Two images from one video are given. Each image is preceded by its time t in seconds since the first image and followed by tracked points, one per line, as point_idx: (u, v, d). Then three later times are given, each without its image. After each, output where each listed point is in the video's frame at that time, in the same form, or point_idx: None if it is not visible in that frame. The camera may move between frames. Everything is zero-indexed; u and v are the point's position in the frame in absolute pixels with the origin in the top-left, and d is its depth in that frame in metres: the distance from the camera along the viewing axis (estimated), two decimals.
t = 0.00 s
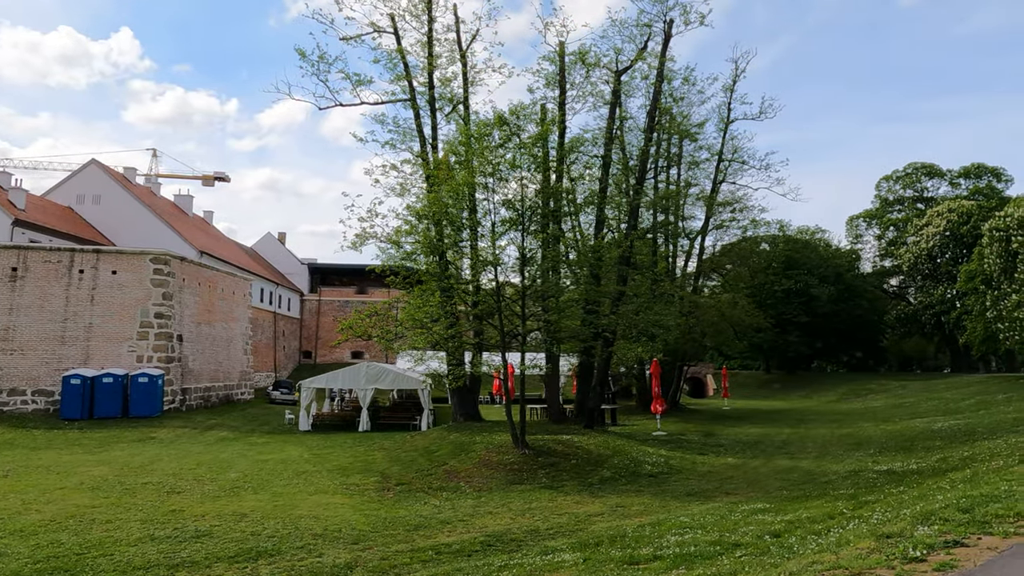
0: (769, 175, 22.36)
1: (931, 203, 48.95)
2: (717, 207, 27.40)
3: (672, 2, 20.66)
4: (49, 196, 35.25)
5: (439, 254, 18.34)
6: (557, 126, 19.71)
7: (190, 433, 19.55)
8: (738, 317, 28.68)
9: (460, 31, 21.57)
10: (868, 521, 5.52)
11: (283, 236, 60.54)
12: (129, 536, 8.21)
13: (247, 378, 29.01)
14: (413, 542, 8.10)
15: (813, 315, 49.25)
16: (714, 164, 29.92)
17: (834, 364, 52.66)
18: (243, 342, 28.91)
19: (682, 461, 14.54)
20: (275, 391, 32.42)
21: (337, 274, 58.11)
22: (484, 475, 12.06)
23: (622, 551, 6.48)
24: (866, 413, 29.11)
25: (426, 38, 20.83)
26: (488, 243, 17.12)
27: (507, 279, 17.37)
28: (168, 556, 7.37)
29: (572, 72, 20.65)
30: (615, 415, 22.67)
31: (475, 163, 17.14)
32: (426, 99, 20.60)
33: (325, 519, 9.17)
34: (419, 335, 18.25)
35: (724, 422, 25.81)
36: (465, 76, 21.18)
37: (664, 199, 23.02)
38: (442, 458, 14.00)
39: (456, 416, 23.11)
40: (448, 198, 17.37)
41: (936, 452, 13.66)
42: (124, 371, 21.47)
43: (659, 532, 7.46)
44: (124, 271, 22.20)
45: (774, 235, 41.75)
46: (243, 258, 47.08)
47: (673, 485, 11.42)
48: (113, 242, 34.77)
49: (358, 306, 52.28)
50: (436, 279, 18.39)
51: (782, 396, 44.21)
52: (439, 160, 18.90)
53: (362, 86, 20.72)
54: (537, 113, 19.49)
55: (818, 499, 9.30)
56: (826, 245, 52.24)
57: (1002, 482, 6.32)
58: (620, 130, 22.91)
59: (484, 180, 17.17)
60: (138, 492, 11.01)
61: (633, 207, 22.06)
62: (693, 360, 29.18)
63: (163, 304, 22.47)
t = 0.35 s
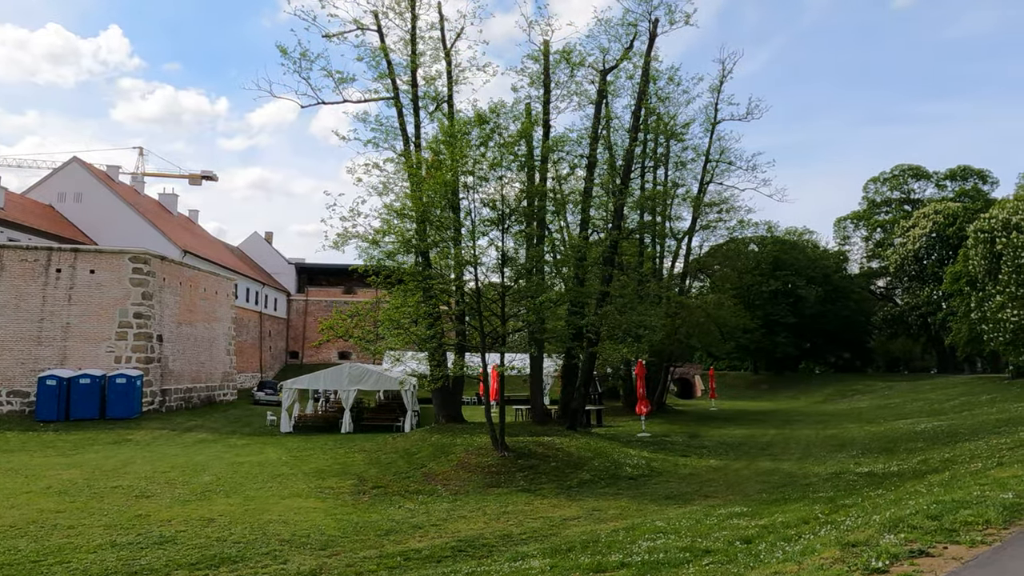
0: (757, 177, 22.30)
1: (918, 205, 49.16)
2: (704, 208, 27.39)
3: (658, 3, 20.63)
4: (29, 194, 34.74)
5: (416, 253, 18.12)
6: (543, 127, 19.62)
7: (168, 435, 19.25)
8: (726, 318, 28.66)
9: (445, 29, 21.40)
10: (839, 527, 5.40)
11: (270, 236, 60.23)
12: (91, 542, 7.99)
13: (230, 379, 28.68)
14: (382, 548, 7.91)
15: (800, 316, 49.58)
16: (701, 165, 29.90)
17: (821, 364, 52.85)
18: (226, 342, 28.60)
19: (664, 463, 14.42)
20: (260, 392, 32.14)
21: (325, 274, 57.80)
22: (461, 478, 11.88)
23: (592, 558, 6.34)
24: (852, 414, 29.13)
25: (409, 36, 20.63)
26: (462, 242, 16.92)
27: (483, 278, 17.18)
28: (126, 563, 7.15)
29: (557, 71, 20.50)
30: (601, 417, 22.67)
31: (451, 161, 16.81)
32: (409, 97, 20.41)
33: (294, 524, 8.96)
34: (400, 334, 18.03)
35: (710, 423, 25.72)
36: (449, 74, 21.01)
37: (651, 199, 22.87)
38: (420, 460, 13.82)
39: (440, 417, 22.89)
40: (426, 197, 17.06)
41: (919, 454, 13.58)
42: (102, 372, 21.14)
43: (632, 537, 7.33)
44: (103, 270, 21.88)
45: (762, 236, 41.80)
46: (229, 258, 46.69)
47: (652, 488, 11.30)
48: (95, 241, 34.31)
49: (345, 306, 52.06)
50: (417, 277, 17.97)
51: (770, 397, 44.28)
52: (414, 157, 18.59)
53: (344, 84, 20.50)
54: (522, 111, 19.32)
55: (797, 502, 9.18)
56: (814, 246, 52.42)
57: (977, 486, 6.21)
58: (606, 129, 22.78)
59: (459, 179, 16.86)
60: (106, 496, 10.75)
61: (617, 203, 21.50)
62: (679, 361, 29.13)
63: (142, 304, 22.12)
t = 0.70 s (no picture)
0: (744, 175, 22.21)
1: (904, 205, 49.34)
2: (691, 207, 27.32)
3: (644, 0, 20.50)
4: (9, 191, 34.20)
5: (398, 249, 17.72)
6: (528, 124, 19.39)
7: (146, 435, 18.93)
8: (713, 317, 28.61)
9: (429, 24, 21.17)
10: (812, 530, 5.25)
11: (256, 234, 59.78)
12: (50, 547, 7.74)
13: (212, 378, 28.34)
14: (351, 552, 7.71)
15: (788, 315, 49.71)
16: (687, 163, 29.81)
17: (808, 363, 53.01)
18: (209, 341, 28.24)
19: (646, 463, 14.27)
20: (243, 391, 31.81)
21: (312, 272, 57.39)
22: (439, 479, 11.68)
23: (562, 562, 6.15)
24: (838, 413, 29.11)
25: (392, 32, 20.39)
26: (441, 242, 16.51)
27: (464, 275, 16.78)
28: (82, 569, 6.92)
29: (541, 67, 20.32)
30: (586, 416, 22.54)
31: (428, 156, 16.33)
32: (392, 93, 20.15)
33: (263, 526, 8.74)
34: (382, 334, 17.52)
35: (695, 422, 25.64)
36: (433, 70, 20.80)
37: (637, 197, 22.60)
38: (399, 461, 13.62)
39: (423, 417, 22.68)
40: (404, 193, 16.75)
41: (901, 453, 13.50)
42: (78, 371, 20.79)
43: (606, 540, 7.15)
44: (80, 268, 21.56)
45: (750, 235, 41.88)
46: (214, 256, 46.24)
47: (631, 488, 11.15)
48: (76, 238, 33.83)
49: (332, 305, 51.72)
50: (397, 277, 17.36)
51: (757, 396, 44.31)
52: (393, 152, 17.95)
53: (327, 80, 20.24)
54: (506, 107, 19.10)
55: (775, 502, 9.06)
56: (802, 245, 52.55)
57: (952, 487, 6.11)
58: (591, 127, 22.63)
59: (436, 176, 16.41)
60: (73, 498, 10.49)
61: (602, 202, 21.40)
62: (666, 360, 29.04)
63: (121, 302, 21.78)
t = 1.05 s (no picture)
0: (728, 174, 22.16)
1: (889, 205, 49.59)
2: (676, 205, 27.26)
3: None
4: None
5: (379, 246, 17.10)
6: (511, 121, 19.14)
7: (120, 434, 18.59)
8: (698, 315, 28.56)
9: (411, 19, 20.92)
10: (782, 533, 5.11)
11: (241, 231, 59.25)
12: (4, 551, 7.48)
13: (192, 377, 27.93)
14: (317, 555, 7.51)
15: (774, 314, 49.83)
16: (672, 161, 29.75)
17: (793, 362, 53.18)
18: (189, 339, 27.82)
19: (626, 462, 14.12)
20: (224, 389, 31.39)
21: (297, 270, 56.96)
22: (415, 479, 11.47)
23: (528, 566, 5.97)
24: (822, 412, 29.11)
25: (374, 26, 20.13)
26: (417, 237, 16.07)
27: (443, 268, 16.45)
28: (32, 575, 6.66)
29: (524, 63, 20.12)
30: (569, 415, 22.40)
31: (408, 150, 15.98)
32: (372, 88, 19.90)
33: (229, 528, 8.50)
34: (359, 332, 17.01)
35: (680, 421, 25.56)
36: (415, 65, 20.54)
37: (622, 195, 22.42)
38: (375, 461, 13.39)
39: (404, 416, 22.45)
40: (380, 188, 16.43)
41: (881, 452, 13.42)
42: (52, 370, 20.42)
43: (578, 541, 6.99)
44: (54, 265, 21.17)
45: (736, 234, 41.96)
46: (197, 253, 45.74)
47: (609, 488, 11.01)
48: (54, 234, 33.27)
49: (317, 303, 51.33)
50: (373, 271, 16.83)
51: (742, 394, 44.37)
52: (368, 144, 17.64)
53: (308, 75, 19.94)
54: (489, 102, 18.88)
55: (752, 502, 8.94)
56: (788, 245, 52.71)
57: (925, 487, 6.00)
58: (575, 123, 22.46)
59: (413, 171, 16.09)
60: (37, 500, 10.19)
61: (586, 199, 21.23)
62: (651, 359, 28.94)
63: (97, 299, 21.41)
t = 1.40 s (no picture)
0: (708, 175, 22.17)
1: (869, 207, 49.99)
2: (657, 205, 27.24)
3: None
4: None
5: (353, 244, 16.49)
6: (489, 120, 18.94)
7: (88, 436, 18.17)
8: (679, 316, 28.56)
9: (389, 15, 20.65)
10: (744, 540, 4.96)
11: (220, 230, 58.53)
12: None
13: (166, 377, 27.42)
14: (275, 562, 7.27)
15: (755, 314, 50.03)
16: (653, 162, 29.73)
17: (775, 362, 53.43)
18: (163, 339, 27.33)
19: (602, 463, 13.97)
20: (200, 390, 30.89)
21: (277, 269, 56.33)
22: (384, 482, 11.25)
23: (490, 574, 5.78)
24: (801, 412, 29.20)
25: (351, 21, 19.85)
26: (392, 235, 15.79)
27: (420, 265, 16.20)
28: None
29: (503, 61, 19.94)
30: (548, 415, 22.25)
31: (375, 146, 15.70)
32: (348, 85, 19.61)
33: (188, 534, 8.25)
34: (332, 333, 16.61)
35: (660, 422, 25.51)
36: (393, 62, 20.27)
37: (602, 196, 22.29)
38: (346, 464, 13.14)
39: (381, 417, 22.17)
40: (346, 185, 16.11)
41: (856, 453, 13.39)
42: (19, 370, 19.91)
43: (544, 547, 6.80)
44: (22, 262, 20.70)
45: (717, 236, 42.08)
46: (175, 251, 45.08)
47: (581, 490, 10.86)
48: (25, 230, 32.55)
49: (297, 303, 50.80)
50: (349, 271, 16.27)
51: (724, 394, 44.48)
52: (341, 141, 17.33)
53: (283, 70, 19.61)
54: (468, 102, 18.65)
55: (723, 505, 8.82)
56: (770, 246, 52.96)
57: (891, 491, 5.91)
58: (555, 122, 22.29)
59: (386, 168, 15.84)
60: None
61: (566, 199, 21.08)
62: (631, 359, 28.86)
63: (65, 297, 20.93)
